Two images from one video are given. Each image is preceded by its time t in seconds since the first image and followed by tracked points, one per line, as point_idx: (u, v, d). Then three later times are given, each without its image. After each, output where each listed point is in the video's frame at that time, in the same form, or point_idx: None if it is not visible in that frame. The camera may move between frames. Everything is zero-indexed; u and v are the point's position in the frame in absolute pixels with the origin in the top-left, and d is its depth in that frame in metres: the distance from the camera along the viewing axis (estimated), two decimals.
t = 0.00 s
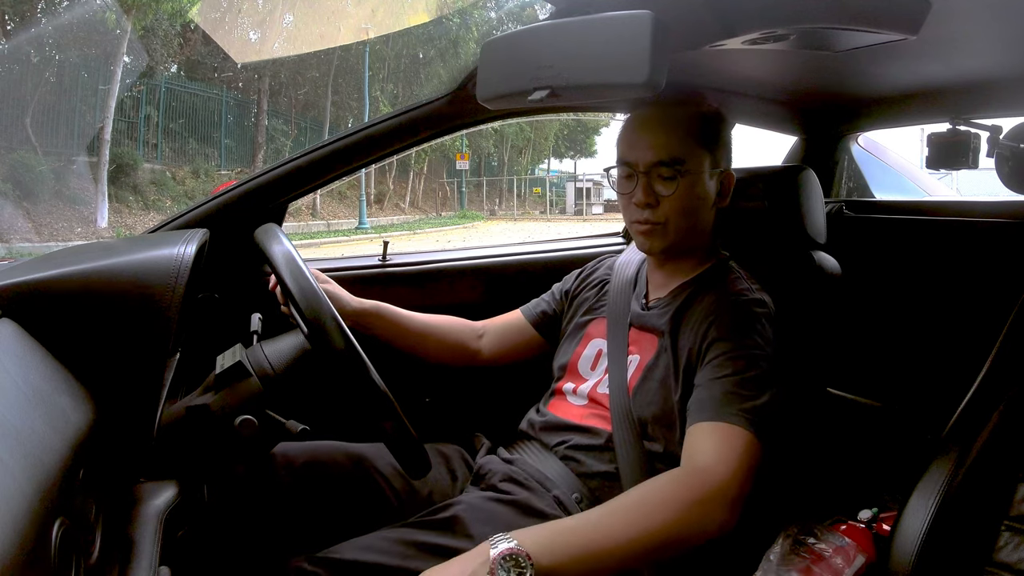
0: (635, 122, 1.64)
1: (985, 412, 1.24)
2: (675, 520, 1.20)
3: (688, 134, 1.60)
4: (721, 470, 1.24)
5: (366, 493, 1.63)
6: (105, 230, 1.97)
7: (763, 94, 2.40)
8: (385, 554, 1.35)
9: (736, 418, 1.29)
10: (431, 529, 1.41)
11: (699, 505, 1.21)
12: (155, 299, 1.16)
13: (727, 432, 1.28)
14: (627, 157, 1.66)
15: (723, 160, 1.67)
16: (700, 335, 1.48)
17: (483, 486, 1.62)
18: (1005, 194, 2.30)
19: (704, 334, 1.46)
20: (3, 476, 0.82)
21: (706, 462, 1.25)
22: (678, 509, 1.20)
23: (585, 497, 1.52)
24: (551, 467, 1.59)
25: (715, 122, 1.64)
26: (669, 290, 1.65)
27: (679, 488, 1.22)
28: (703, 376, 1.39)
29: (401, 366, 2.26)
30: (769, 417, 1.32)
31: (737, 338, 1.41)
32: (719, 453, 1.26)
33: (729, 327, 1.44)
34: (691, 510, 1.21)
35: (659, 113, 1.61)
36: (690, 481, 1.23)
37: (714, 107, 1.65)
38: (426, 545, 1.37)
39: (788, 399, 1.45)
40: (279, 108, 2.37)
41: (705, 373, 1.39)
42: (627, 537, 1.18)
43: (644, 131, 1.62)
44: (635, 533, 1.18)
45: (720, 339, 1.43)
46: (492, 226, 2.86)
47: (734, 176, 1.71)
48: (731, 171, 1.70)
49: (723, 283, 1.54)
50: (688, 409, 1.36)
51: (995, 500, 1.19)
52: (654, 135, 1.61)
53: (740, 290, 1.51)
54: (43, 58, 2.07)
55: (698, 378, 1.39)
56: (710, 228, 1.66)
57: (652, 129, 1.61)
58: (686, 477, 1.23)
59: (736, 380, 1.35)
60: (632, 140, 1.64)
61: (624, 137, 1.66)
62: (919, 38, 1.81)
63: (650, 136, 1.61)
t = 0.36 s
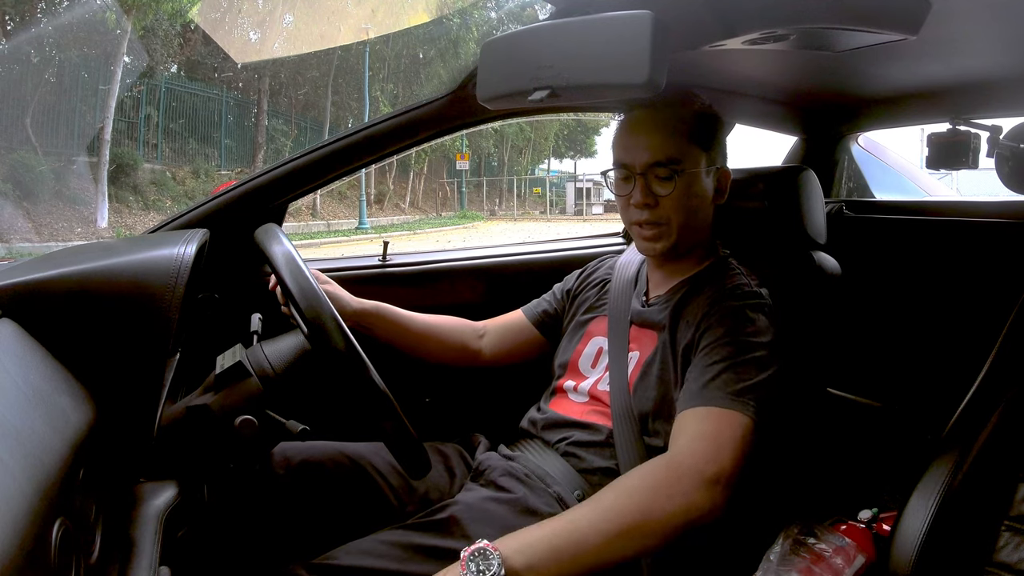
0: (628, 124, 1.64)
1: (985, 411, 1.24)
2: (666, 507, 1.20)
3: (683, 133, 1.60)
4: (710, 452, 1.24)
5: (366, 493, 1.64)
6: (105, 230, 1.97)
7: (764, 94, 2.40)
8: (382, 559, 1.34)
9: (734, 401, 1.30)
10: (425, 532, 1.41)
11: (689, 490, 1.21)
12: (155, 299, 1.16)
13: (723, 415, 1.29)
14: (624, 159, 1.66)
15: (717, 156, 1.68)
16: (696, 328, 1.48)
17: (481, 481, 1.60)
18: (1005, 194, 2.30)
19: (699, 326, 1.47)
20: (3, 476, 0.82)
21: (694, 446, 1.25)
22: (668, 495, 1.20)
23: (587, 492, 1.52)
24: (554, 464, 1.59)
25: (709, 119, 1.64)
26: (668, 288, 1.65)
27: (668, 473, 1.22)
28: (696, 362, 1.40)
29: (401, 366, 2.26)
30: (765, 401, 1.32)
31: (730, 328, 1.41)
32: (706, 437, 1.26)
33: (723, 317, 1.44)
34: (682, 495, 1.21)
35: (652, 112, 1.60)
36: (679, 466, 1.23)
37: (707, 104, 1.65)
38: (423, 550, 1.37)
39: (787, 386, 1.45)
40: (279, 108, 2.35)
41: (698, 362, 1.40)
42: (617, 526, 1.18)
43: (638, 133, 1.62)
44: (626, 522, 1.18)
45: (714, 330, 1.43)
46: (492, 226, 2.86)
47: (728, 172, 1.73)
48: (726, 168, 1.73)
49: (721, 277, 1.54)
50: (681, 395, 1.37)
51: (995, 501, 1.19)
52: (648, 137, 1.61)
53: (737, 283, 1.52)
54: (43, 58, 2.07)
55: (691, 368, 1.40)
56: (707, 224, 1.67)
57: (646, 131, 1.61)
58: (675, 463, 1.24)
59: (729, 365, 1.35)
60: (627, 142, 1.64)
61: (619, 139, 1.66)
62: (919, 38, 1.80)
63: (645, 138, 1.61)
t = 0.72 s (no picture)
0: (629, 124, 1.64)
1: (985, 411, 1.24)
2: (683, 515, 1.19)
3: (683, 133, 1.60)
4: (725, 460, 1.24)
5: (366, 493, 1.63)
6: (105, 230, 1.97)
7: (764, 94, 2.40)
8: (382, 559, 1.34)
9: (740, 411, 1.30)
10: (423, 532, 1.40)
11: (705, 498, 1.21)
12: (156, 299, 1.16)
13: (732, 422, 1.29)
14: (624, 159, 1.66)
15: (717, 157, 1.68)
16: (700, 333, 1.47)
17: (481, 482, 1.60)
18: (1005, 194, 2.30)
19: (703, 332, 1.47)
20: (3, 476, 0.82)
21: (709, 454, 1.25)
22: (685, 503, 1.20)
23: (587, 493, 1.52)
24: (555, 464, 1.58)
25: (709, 120, 1.64)
26: (669, 289, 1.65)
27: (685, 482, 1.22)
28: (702, 369, 1.40)
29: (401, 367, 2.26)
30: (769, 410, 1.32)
31: (735, 334, 1.41)
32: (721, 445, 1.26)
33: (727, 323, 1.44)
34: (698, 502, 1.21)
35: (652, 113, 1.60)
36: (694, 474, 1.23)
37: (708, 105, 1.65)
38: (423, 550, 1.37)
39: (788, 390, 1.45)
40: (278, 109, 2.35)
41: (704, 368, 1.39)
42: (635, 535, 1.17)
43: (638, 132, 1.62)
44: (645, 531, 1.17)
45: (717, 336, 1.42)
46: (492, 226, 2.86)
47: (728, 173, 1.73)
48: (726, 168, 1.73)
49: (723, 279, 1.54)
50: (688, 402, 1.37)
51: (995, 501, 1.19)
52: (648, 136, 1.61)
53: (737, 286, 1.51)
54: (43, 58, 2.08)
55: (697, 374, 1.40)
56: (707, 225, 1.67)
57: (646, 130, 1.61)
58: (690, 470, 1.24)
59: (734, 373, 1.35)
60: (627, 142, 1.64)
61: (620, 139, 1.66)
62: (919, 38, 1.80)
63: (645, 138, 1.61)
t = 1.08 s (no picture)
0: (638, 116, 1.64)
1: (985, 412, 1.24)
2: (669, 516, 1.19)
3: (694, 127, 1.61)
4: (715, 462, 1.24)
5: (366, 494, 1.63)
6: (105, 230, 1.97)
7: (764, 94, 2.40)
8: (383, 559, 1.34)
9: (733, 408, 1.30)
10: (422, 532, 1.41)
11: (694, 497, 1.21)
12: (155, 299, 1.16)
13: (723, 420, 1.28)
14: (634, 152, 1.65)
15: (721, 158, 1.69)
16: (697, 331, 1.48)
17: (481, 482, 1.60)
18: (1005, 194, 2.30)
19: (700, 331, 1.47)
20: (3, 476, 0.82)
21: (695, 454, 1.25)
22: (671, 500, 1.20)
23: (587, 492, 1.52)
24: (555, 464, 1.58)
25: (715, 119, 1.65)
26: (669, 289, 1.66)
27: (670, 481, 1.22)
28: (697, 368, 1.40)
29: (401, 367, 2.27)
30: (765, 408, 1.32)
31: (731, 333, 1.41)
32: (709, 445, 1.26)
33: (723, 322, 1.44)
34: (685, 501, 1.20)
35: (665, 106, 1.61)
36: (681, 474, 1.23)
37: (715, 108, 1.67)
38: (423, 550, 1.37)
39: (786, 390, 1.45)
40: (279, 109, 2.30)
41: (699, 367, 1.39)
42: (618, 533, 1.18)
43: (649, 124, 1.62)
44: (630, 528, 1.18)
45: (714, 335, 1.43)
46: (493, 226, 2.86)
47: (731, 173, 1.75)
48: (729, 169, 1.74)
49: (722, 280, 1.54)
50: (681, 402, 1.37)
51: (995, 501, 1.19)
52: (659, 128, 1.61)
53: (736, 286, 1.51)
54: (43, 58, 2.06)
55: (692, 373, 1.40)
56: (709, 225, 1.68)
57: (658, 122, 1.61)
58: (673, 469, 1.24)
59: (728, 371, 1.35)
60: (636, 134, 1.64)
61: (627, 133, 1.66)
62: (919, 38, 1.80)
63: (656, 130, 1.61)
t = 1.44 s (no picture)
0: (636, 119, 1.64)
1: (985, 412, 1.24)
2: (674, 506, 1.20)
3: (692, 131, 1.61)
4: (723, 456, 1.24)
5: (366, 494, 1.63)
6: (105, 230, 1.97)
7: (764, 94, 2.40)
8: (384, 559, 1.34)
9: (742, 402, 1.30)
10: (423, 532, 1.41)
11: (699, 490, 1.21)
12: (156, 299, 1.16)
13: (730, 411, 1.29)
14: (629, 156, 1.66)
15: (722, 159, 1.68)
16: (702, 329, 1.47)
17: (481, 482, 1.60)
18: (1005, 194, 2.30)
19: (705, 328, 1.47)
20: (3, 475, 0.82)
21: (704, 445, 1.25)
22: (676, 493, 1.20)
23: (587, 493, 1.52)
24: (555, 464, 1.58)
25: (715, 122, 1.64)
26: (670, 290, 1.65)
27: (678, 472, 1.22)
28: (703, 363, 1.39)
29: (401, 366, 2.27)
30: (771, 404, 1.32)
31: (736, 329, 1.41)
32: (719, 439, 1.25)
33: (728, 318, 1.44)
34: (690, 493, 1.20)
35: (661, 110, 1.61)
36: (688, 466, 1.22)
37: (719, 110, 1.66)
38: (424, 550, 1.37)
39: (787, 389, 1.45)
40: (279, 108, 2.36)
41: (705, 362, 1.39)
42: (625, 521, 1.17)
43: (646, 129, 1.62)
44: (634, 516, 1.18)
45: (719, 332, 1.43)
46: (492, 226, 2.86)
47: (733, 174, 1.72)
48: (731, 169, 1.71)
49: (725, 279, 1.54)
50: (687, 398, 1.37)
51: (995, 501, 1.19)
52: (656, 133, 1.61)
53: (738, 285, 1.51)
54: (43, 58, 2.06)
55: (699, 368, 1.39)
56: (711, 227, 1.67)
57: (654, 127, 1.61)
58: (682, 460, 1.23)
59: (734, 366, 1.35)
60: (634, 138, 1.64)
61: (626, 136, 1.66)
62: (919, 38, 1.80)
63: (652, 134, 1.61)
